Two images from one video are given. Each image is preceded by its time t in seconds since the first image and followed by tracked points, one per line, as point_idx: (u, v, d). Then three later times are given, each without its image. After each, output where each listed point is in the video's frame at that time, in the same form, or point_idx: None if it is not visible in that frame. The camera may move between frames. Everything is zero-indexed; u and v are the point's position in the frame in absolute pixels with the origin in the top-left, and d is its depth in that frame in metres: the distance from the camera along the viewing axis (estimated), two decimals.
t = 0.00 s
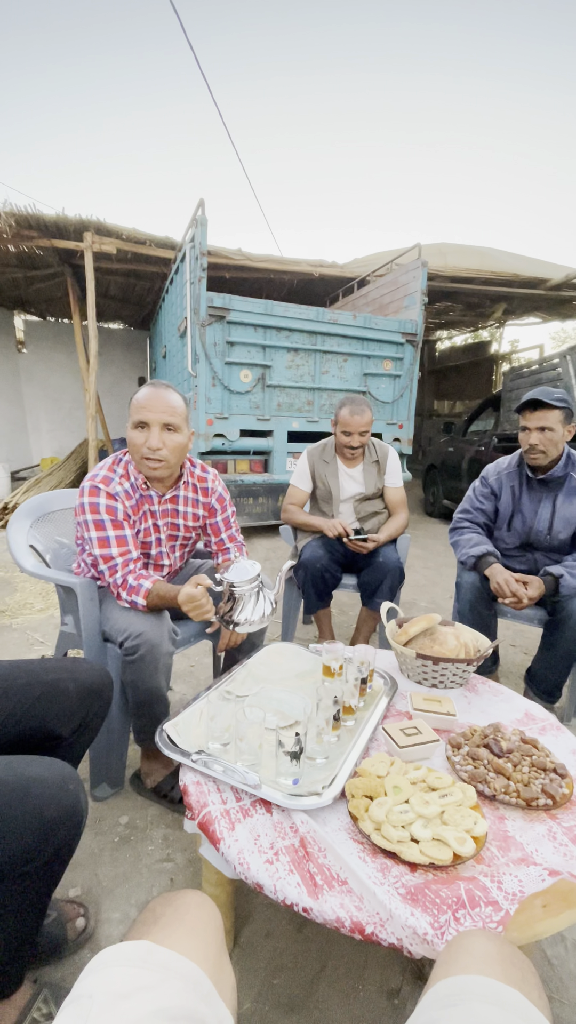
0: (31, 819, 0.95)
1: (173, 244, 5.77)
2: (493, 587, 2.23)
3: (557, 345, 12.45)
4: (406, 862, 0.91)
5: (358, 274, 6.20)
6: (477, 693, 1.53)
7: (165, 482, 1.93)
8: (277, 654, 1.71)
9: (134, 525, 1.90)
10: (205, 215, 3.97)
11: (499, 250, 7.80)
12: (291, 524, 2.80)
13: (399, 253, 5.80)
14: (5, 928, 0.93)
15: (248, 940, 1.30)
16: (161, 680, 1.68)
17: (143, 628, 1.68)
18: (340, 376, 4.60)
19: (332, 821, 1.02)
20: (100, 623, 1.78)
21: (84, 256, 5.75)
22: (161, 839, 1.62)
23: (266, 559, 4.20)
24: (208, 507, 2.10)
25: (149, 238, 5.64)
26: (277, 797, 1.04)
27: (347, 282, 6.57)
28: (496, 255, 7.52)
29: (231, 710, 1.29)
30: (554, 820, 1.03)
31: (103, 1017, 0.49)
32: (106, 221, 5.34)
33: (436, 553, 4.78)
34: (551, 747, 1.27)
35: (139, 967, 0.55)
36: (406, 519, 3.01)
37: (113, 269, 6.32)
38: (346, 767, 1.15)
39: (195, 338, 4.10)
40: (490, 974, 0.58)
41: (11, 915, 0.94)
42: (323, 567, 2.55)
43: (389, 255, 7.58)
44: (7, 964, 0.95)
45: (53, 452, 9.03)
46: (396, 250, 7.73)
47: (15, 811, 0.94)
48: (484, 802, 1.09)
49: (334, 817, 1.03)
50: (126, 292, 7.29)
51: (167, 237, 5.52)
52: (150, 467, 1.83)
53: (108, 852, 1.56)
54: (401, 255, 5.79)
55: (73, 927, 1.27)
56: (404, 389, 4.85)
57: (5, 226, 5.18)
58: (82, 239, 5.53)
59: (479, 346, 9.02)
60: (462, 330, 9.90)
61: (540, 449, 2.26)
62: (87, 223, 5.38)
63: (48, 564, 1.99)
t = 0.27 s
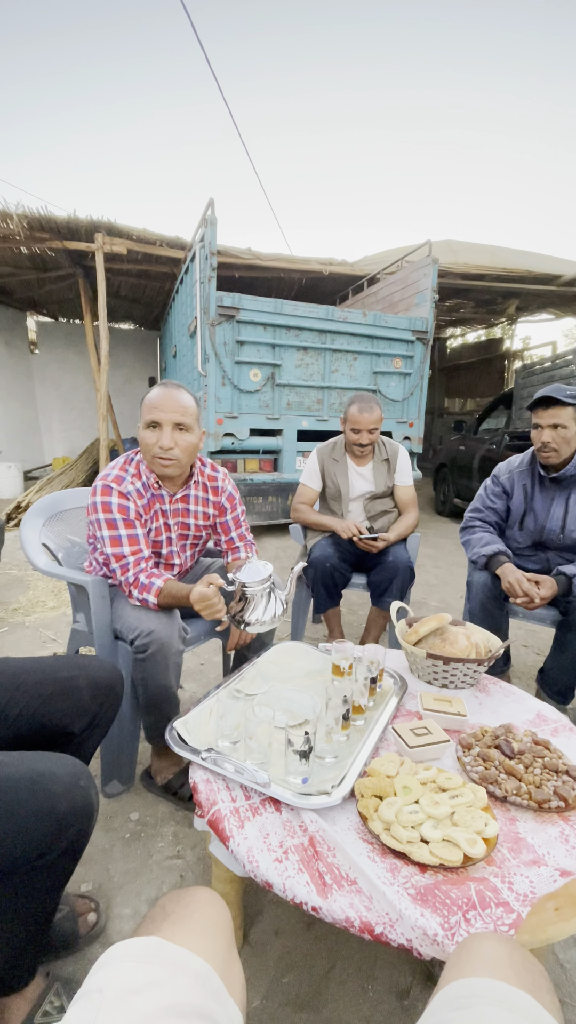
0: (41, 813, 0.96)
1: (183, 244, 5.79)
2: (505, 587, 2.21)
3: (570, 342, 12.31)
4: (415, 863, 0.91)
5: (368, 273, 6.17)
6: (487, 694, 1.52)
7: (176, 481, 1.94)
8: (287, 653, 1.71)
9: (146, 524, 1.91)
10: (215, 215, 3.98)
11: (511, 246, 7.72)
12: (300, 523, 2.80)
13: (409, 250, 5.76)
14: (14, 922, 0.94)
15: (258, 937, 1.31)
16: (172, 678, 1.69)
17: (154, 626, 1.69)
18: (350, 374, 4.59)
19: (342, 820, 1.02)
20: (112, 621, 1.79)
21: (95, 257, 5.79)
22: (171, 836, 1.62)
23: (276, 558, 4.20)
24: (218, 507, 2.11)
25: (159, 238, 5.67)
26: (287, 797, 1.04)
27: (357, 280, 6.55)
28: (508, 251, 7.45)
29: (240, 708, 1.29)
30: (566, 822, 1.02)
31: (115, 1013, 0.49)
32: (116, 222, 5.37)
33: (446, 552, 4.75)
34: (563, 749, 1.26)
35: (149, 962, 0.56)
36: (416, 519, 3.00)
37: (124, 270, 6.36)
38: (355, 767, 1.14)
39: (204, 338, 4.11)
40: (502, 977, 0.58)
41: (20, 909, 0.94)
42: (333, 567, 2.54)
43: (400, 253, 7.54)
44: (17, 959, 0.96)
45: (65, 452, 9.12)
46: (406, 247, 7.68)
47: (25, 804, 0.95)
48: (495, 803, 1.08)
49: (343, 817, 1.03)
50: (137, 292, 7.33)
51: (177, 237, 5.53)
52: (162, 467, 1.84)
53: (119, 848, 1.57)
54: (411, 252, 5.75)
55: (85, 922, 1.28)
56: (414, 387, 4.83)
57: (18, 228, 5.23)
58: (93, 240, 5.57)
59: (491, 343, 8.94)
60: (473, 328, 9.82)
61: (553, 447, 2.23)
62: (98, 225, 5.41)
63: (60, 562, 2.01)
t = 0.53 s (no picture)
0: (50, 809, 0.97)
1: (191, 244, 5.80)
2: (514, 587, 2.19)
3: None
4: (422, 863, 0.90)
5: (376, 271, 6.15)
6: (496, 694, 1.51)
7: (185, 481, 1.95)
8: (294, 652, 1.71)
9: (155, 524, 1.92)
10: (223, 215, 3.98)
11: (521, 243, 7.65)
12: (308, 522, 2.80)
13: (418, 248, 5.73)
14: (21, 917, 0.94)
15: (265, 935, 1.31)
16: (180, 676, 1.70)
17: (162, 624, 1.70)
18: (358, 373, 4.58)
19: (349, 820, 1.02)
20: (120, 619, 1.80)
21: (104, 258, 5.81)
22: (179, 834, 1.63)
23: (284, 557, 4.21)
24: (226, 507, 2.12)
25: (168, 238, 5.69)
26: (293, 796, 1.04)
27: (365, 279, 6.53)
28: (518, 248, 7.38)
29: (247, 707, 1.30)
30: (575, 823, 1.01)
31: (122, 1009, 0.50)
32: (125, 223, 5.40)
33: (455, 552, 4.73)
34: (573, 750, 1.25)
35: (157, 958, 0.56)
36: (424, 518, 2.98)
37: (133, 271, 6.39)
38: (362, 767, 1.14)
39: (212, 338, 4.12)
40: (509, 979, 0.57)
41: (28, 904, 0.95)
42: (340, 566, 2.54)
43: (408, 251, 7.50)
44: (24, 954, 0.96)
45: (75, 452, 9.20)
46: (414, 245, 7.65)
47: (35, 800, 0.96)
48: (504, 804, 1.07)
49: (351, 817, 1.03)
50: (146, 292, 7.36)
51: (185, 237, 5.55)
52: (172, 466, 1.85)
53: (128, 845, 1.58)
54: (420, 250, 5.72)
55: (93, 918, 1.29)
56: (423, 386, 4.80)
57: (28, 230, 5.27)
58: (102, 241, 5.60)
59: (501, 341, 8.87)
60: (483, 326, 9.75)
61: (563, 446, 2.21)
62: (107, 226, 5.44)
63: (70, 561, 2.02)
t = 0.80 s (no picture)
0: (58, 806, 0.97)
1: (198, 245, 5.81)
2: (522, 587, 2.18)
3: None
4: (429, 864, 0.90)
5: (383, 270, 6.14)
6: (504, 695, 1.50)
7: (192, 481, 1.96)
8: (300, 652, 1.71)
9: (162, 524, 1.92)
10: (230, 215, 3.99)
11: (530, 241, 7.59)
12: (315, 522, 2.80)
13: (425, 247, 5.70)
14: (33, 912, 0.96)
15: (271, 935, 1.31)
16: (186, 676, 1.70)
17: (169, 624, 1.71)
18: (364, 373, 4.57)
19: (355, 820, 1.02)
20: (128, 618, 1.81)
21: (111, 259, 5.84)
22: (186, 832, 1.64)
23: (290, 557, 4.21)
24: (233, 507, 2.12)
25: (175, 239, 5.70)
26: (300, 796, 1.04)
27: (372, 278, 6.51)
28: (526, 246, 7.33)
29: (254, 707, 1.30)
30: None
31: (130, 1004, 0.50)
32: (132, 224, 5.42)
33: (462, 552, 4.71)
34: None
35: (163, 955, 0.57)
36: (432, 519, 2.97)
37: (140, 271, 6.41)
38: (369, 767, 1.14)
39: (219, 338, 4.13)
40: (516, 980, 0.57)
41: (38, 899, 0.96)
42: (347, 566, 2.53)
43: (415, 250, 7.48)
44: (37, 948, 0.97)
45: (82, 452, 9.25)
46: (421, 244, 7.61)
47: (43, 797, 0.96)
48: (511, 806, 1.07)
49: (357, 817, 1.03)
50: (153, 293, 7.39)
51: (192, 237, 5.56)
52: (180, 465, 1.85)
53: (135, 843, 1.59)
54: (427, 249, 5.69)
55: (101, 915, 1.30)
56: (430, 385, 4.78)
57: (36, 232, 5.30)
58: (110, 243, 5.63)
59: (509, 340, 8.82)
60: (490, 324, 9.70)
61: (572, 446, 2.20)
62: (114, 227, 5.46)
63: (78, 560, 2.04)
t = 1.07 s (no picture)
0: (61, 807, 0.98)
1: (201, 244, 5.81)
2: (525, 587, 2.18)
3: None
4: (431, 863, 0.90)
5: (385, 270, 6.13)
6: (507, 696, 1.49)
7: (194, 480, 1.96)
8: (303, 651, 1.71)
9: (164, 524, 1.93)
10: (232, 215, 3.99)
11: (533, 240, 7.57)
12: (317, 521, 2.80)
13: (428, 246, 5.69)
14: (35, 910, 0.96)
15: (273, 934, 1.31)
16: (189, 675, 1.71)
17: (172, 623, 1.71)
18: (367, 372, 4.57)
19: (357, 820, 1.02)
20: (130, 617, 1.82)
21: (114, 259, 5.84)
22: (188, 831, 1.64)
23: (293, 557, 4.21)
24: (236, 507, 2.12)
25: (177, 239, 5.71)
26: (301, 795, 1.04)
27: (374, 278, 6.51)
28: (530, 244, 7.31)
29: (256, 706, 1.30)
30: None
31: (132, 1002, 0.50)
32: (135, 224, 5.43)
33: (465, 552, 4.69)
34: None
35: (165, 954, 0.57)
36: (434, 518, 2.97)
37: (143, 271, 6.43)
38: (371, 766, 1.14)
39: (222, 338, 4.13)
40: (519, 982, 0.57)
41: (41, 898, 0.97)
42: (349, 565, 2.53)
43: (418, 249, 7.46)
44: (38, 946, 0.98)
45: (85, 452, 9.28)
46: (424, 243, 7.60)
47: (46, 798, 0.97)
48: (514, 806, 1.06)
49: (359, 816, 1.03)
50: (156, 293, 7.40)
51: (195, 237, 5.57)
52: (181, 464, 1.85)
53: (137, 842, 1.59)
54: (430, 248, 5.68)
55: (103, 913, 1.30)
56: (433, 385, 4.78)
57: (40, 232, 5.32)
58: (113, 244, 5.64)
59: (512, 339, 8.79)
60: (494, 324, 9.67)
61: None
62: (117, 227, 5.47)
63: (81, 559, 2.04)
